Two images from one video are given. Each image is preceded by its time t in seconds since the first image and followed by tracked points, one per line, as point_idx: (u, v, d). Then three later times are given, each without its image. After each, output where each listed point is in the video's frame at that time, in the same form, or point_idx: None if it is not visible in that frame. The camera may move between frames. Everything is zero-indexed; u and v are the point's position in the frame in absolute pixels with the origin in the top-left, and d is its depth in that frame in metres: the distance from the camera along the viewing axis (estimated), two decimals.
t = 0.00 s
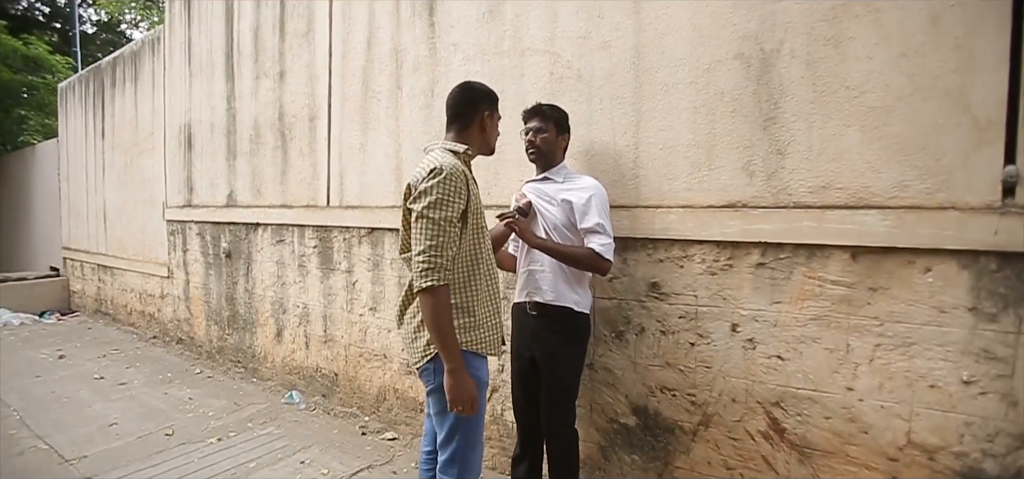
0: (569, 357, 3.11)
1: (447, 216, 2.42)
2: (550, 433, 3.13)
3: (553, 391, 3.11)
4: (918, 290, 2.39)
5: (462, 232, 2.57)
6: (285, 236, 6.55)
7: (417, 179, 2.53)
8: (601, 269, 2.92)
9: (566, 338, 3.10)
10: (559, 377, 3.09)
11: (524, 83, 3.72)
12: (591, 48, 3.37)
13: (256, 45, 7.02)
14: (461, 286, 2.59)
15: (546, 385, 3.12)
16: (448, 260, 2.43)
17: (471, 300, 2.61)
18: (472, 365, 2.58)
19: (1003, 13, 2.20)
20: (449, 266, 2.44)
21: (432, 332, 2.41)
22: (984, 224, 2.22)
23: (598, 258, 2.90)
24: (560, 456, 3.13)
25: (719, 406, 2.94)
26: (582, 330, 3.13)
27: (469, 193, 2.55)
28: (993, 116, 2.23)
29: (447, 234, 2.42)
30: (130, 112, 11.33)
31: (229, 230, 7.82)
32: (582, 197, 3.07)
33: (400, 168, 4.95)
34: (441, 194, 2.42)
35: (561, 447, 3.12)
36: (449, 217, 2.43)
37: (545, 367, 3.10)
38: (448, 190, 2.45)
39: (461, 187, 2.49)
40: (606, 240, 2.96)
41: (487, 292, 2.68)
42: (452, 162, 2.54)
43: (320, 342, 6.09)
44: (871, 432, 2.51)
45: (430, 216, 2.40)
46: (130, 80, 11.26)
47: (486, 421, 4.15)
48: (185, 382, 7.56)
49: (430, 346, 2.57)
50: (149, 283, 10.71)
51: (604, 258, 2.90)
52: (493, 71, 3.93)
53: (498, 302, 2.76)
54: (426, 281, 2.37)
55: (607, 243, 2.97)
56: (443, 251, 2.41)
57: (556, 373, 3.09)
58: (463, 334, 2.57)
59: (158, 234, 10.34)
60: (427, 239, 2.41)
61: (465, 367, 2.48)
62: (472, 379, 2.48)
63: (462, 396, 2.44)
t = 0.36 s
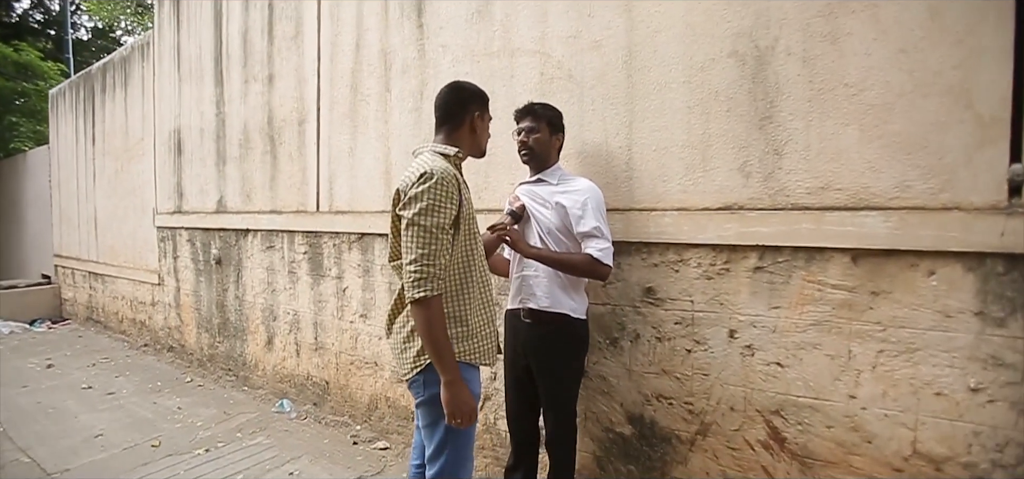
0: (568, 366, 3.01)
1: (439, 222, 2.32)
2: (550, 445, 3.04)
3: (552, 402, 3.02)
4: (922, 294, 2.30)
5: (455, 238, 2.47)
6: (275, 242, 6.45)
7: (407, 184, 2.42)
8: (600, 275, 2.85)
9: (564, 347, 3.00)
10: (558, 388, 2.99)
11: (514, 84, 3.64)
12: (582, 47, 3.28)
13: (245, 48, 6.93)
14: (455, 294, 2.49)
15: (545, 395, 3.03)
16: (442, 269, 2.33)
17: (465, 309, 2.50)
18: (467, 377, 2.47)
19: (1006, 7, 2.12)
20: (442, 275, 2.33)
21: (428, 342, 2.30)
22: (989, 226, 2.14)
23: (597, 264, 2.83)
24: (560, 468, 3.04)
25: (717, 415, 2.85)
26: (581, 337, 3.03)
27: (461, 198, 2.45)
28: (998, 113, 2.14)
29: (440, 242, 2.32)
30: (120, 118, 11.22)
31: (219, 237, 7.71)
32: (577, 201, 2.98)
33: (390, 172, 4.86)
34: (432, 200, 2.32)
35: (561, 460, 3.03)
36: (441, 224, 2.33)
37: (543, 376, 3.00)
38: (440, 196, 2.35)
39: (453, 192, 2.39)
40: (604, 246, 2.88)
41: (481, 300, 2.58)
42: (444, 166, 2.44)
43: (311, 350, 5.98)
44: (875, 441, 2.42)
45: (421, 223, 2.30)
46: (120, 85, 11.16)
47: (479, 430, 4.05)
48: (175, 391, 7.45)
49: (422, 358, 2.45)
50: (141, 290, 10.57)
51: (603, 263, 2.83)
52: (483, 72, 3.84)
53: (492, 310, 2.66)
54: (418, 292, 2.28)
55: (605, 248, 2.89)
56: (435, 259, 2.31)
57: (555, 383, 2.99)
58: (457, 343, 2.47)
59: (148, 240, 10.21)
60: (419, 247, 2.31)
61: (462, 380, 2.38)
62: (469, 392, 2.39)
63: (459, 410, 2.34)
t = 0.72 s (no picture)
0: (575, 366, 2.92)
1: (441, 219, 2.22)
2: (554, 447, 2.96)
3: (558, 401, 2.93)
4: (940, 295, 2.21)
5: (456, 235, 2.37)
6: (271, 237, 6.34)
7: (407, 177, 2.31)
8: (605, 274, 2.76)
9: (572, 344, 2.91)
10: (565, 387, 2.90)
11: (515, 74, 3.54)
12: (585, 36, 3.18)
13: (241, 39, 6.81)
14: (454, 294, 2.39)
15: (550, 396, 2.94)
16: (442, 269, 2.23)
17: (465, 310, 2.41)
18: (466, 379, 2.38)
19: None
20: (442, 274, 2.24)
21: (425, 343, 2.20)
22: (1014, 223, 2.04)
23: (602, 262, 2.74)
24: (564, 471, 2.95)
25: (723, 418, 2.76)
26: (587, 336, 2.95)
27: (464, 193, 2.34)
28: None
29: (441, 240, 2.22)
30: (116, 111, 11.10)
31: (215, 231, 7.61)
32: (582, 196, 2.87)
33: (387, 165, 4.76)
34: (434, 196, 2.21)
35: (566, 461, 2.94)
36: (443, 220, 2.22)
37: (549, 377, 2.91)
38: (443, 191, 2.24)
39: (456, 188, 2.29)
40: (610, 243, 2.79)
41: (481, 299, 2.48)
42: (447, 159, 2.33)
43: (307, 347, 5.89)
44: (889, 448, 2.32)
45: (422, 219, 2.20)
46: (116, 77, 11.04)
47: (478, 430, 3.96)
48: (169, 387, 7.35)
49: (419, 359, 2.35)
50: (137, 285, 10.47)
51: (609, 261, 2.75)
52: (482, 62, 3.74)
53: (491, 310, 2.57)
54: (418, 291, 2.18)
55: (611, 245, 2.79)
56: (436, 258, 2.21)
57: (562, 384, 2.90)
58: (455, 345, 2.38)
59: (144, 234, 10.11)
60: (419, 245, 2.20)
61: (460, 383, 2.28)
62: (467, 396, 2.29)
63: (458, 415, 2.25)
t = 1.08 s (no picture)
0: (566, 380, 2.73)
1: (441, 220, 2.02)
2: (547, 468, 2.77)
3: (548, 416, 2.73)
4: (979, 311, 2.02)
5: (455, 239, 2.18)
6: (262, 237, 6.14)
7: (402, 173, 2.11)
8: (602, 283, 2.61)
9: (560, 354, 2.72)
10: (554, 400, 2.71)
11: (518, 70, 3.36)
12: (593, 29, 3.00)
13: (234, 34, 6.62)
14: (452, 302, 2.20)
15: (539, 410, 2.75)
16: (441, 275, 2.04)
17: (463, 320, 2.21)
18: (463, 396, 2.19)
19: None
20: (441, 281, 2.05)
21: (422, 358, 2.01)
22: None
23: (601, 270, 2.58)
24: None
25: (736, 440, 2.57)
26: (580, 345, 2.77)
27: (464, 193, 2.15)
28: None
29: (441, 243, 2.03)
30: (108, 107, 10.89)
31: (205, 231, 7.40)
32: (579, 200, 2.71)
33: (382, 164, 4.57)
34: (434, 195, 2.02)
35: None
36: (443, 222, 2.03)
37: (538, 394, 2.72)
38: (443, 190, 2.05)
39: (457, 187, 2.10)
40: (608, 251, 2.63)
41: (479, 309, 2.29)
42: (446, 155, 2.13)
43: (296, 353, 5.68)
44: (920, 477, 2.14)
45: (420, 220, 2.00)
46: (109, 73, 10.84)
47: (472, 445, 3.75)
48: (155, 391, 7.13)
49: (411, 374, 2.15)
50: (126, 285, 10.24)
51: (607, 269, 2.59)
52: (483, 57, 3.56)
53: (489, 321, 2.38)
54: (414, 300, 1.99)
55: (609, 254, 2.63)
56: (435, 262, 2.02)
57: (551, 399, 2.72)
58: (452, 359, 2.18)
59: (134, 233, 9.88)
60: (416, 248, 2.00)
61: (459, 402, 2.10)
62: (465, 415, 2.11)
63: (456, 436, 2.06)
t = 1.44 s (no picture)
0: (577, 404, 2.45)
1: (462, 233, 1.75)
2: None
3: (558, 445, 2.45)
4: None
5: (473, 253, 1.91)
6: (267, 244, 5.92)
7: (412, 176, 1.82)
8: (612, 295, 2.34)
9: (568, 375, 2.44)
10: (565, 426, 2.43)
11: (535, 65, 3.09)
12: (617, 20, 2.73)
13: (241, 34, 6.42)
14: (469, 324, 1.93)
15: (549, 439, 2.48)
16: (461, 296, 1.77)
17: (482, 344, 1.95)
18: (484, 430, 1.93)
19: None
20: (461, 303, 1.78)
21: (443, 396, 1.74)
22: None
23: (613, 281, 2.32)
24: None
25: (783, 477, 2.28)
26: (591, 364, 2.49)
27: (484, 201, 1.88)
28: None
29: (461, 259, 1.76)
30: (118, 110, 10.77)
31: (211, 236, 7.20)
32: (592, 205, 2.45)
33: (390, 168, 4.31)
34: (454, 203, 1.75)
35: None
36: (465, 235, 1.76)
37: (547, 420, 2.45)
38: (463, 198, 1.77)
39: (477, 194, 1.83)
40: (621, 260, 2.36)
41: (498, 331, 2.03)
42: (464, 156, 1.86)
43: (302, 365, 5.44)
44: None
45: (439, 232, 1.72)
46: (119, 76, 10.71)
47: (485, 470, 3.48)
48: (159, 402, 6.93)
49: (423, 409, 1.88)
50: (134, 291, 10.08)
51: (619, 281, 2.33)
52: (498, 52, 3.29)
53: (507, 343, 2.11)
54: (431, 326, 1.71)
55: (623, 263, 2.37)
56: (456, 281, 1.75)
57: (560, 426, 2.44)
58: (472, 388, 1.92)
59: (142, 239, 9.72)
60: (432, 265, 1.72)
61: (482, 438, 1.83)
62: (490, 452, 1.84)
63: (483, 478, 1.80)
